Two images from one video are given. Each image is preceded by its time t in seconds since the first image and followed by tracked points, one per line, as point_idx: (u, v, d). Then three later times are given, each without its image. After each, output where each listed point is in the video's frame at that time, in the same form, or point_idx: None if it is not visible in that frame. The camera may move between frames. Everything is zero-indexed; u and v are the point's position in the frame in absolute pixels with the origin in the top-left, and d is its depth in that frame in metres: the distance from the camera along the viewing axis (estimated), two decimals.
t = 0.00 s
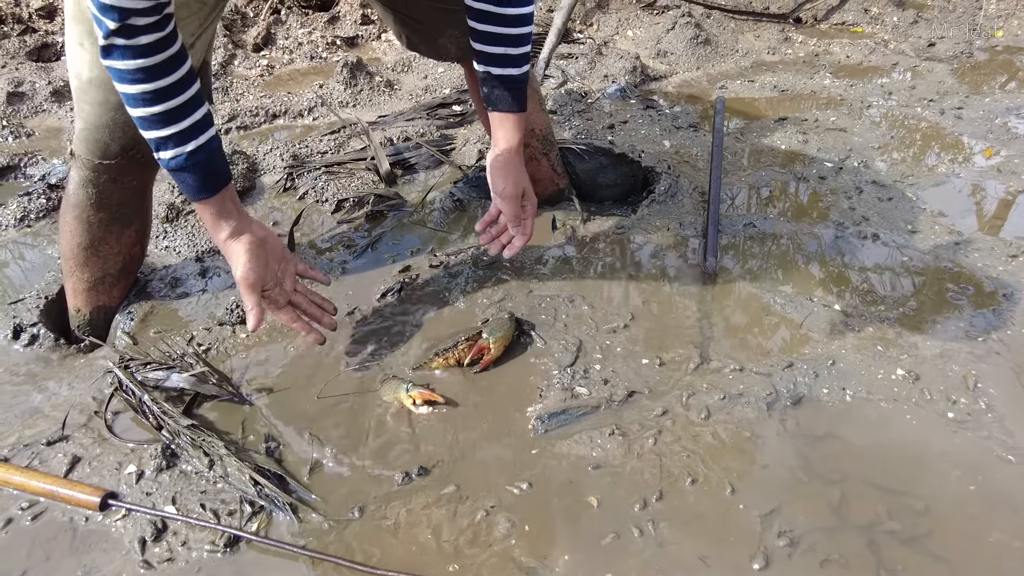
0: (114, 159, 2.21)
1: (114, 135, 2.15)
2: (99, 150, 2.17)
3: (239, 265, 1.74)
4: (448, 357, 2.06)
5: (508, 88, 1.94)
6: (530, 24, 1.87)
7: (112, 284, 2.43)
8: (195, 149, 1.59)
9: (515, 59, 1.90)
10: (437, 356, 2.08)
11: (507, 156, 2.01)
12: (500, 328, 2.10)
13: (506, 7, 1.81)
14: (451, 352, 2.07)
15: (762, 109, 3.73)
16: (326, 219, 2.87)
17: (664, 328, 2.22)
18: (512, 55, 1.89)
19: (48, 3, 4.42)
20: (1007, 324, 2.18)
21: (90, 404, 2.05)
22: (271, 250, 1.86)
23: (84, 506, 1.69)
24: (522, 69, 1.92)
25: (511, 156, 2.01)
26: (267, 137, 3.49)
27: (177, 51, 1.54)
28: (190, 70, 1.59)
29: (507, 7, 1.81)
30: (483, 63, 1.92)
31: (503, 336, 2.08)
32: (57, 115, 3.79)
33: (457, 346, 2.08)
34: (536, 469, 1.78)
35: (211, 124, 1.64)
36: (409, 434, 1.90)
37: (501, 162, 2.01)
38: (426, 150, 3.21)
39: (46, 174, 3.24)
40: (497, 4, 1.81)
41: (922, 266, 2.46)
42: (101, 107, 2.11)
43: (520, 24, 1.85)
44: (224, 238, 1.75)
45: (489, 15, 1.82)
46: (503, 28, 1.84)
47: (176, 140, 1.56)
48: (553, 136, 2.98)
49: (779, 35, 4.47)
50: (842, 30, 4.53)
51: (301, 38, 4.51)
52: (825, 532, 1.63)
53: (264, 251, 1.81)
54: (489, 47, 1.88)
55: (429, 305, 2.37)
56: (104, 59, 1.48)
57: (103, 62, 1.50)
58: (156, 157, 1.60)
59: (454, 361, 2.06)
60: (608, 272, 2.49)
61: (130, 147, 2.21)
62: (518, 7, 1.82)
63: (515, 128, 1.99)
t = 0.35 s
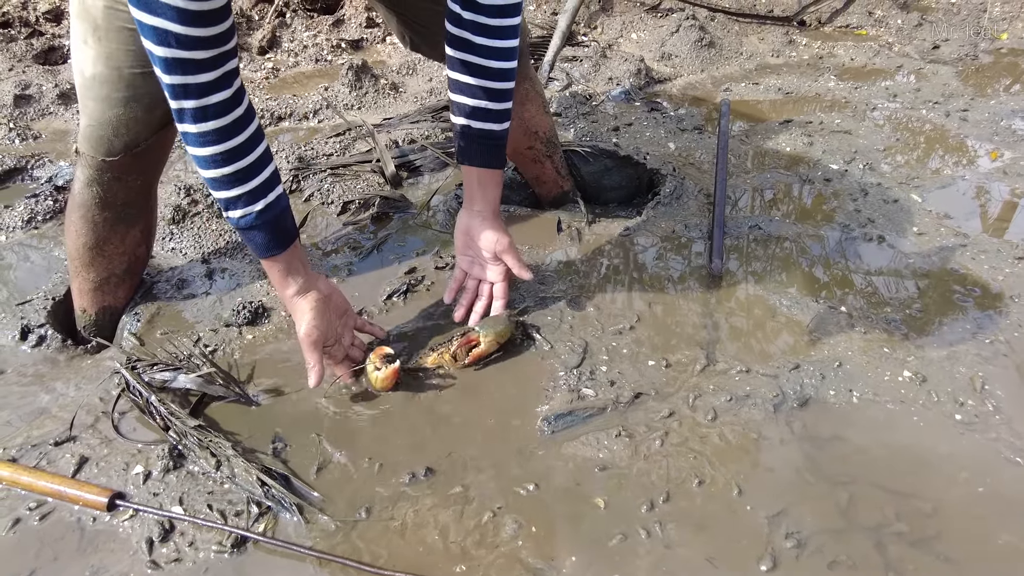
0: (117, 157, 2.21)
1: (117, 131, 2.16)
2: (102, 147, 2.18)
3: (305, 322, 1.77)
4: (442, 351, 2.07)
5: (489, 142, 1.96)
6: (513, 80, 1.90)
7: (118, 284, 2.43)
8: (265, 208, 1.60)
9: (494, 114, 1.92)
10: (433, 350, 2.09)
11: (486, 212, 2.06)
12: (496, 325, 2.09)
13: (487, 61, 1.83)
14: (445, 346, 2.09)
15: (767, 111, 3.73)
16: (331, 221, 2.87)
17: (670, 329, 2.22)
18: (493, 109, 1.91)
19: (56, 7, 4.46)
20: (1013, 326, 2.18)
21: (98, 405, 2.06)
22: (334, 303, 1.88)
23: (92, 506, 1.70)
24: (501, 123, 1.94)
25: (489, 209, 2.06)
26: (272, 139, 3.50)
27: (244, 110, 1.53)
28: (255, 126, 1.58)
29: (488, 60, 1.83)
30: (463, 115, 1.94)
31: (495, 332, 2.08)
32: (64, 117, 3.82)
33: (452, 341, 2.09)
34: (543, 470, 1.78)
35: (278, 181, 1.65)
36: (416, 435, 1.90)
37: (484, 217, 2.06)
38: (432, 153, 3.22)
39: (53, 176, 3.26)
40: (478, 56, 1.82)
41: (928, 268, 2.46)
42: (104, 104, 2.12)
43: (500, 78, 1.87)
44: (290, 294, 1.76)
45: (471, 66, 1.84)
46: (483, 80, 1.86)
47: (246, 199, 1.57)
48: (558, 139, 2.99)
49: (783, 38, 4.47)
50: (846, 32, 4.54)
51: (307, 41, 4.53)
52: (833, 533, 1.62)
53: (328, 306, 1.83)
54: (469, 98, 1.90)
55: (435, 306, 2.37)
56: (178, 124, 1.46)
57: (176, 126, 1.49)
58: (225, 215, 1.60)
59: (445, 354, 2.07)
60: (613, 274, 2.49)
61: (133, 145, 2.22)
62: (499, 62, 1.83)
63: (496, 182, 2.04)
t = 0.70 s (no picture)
0: (122, 156, 2.22)
1: (123, 130, 2.16)
2: (108, 145, 2.18)
3: (317, 333, 1.77)
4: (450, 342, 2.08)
5: (505, 144, 1.87)
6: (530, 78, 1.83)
7: (124, 284, 2.43)
8: (274, 220, 1.59)
9: (510, 114, 1.84)
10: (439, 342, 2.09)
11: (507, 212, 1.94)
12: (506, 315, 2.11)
13: (501, 61, 1.77)
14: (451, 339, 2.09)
15: (770, 113, 3.74)
16: (337, 222, 2.88)
17: (677, 330, 2.22)
18: (507, 109, 1.83)
19: (62, 10, 4.48)
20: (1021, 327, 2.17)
21: (105, 405, 2.06)
22: (343, 311, 1.88)
23: (100, 505, 1.70)
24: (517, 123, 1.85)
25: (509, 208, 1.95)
26: (278, 141, 3.51)
27: (250, 124, 1.53)
28: (261, 140, 1.58)
29: (502, 60, 1.77)
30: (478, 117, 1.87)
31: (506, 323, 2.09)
32: (70, 120, 3.83)
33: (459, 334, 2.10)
34: (549, 470, 1.78)
35: (285, 194, 1.64)
36: (424, 435, 1.90)
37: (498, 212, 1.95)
38: (437, 154, 3.23)
39: (59, 177, 3.27)
40: (492, 57, 1.77)
41: (934, 269, 2.45)
42: (109, 103, 2.13)
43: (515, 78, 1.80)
44: (301, 306, 1.76)
45: (484, 67, 1.79)
46: (498, 79, 1.80)
47: (255, 213, 1.56)
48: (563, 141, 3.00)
49: (787, 39, 4.48)
50: (850, 34, 4.54)
51: (312, 43, 4.54)
52: (841, 534, 1.62)
53: (338, 316, 1.83)
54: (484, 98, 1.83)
55: (441, 307, 2.38)
56: (185, 140, 1.45)
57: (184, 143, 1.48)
58: (234, 230, 1.59)
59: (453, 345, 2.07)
60: (619, 275, 2.49)
61: (139, 143, 2.22)
62: (514, 61, 1.78)
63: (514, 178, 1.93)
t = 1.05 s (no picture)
0: (135, 165, 2.23)
1: (135, 139, 2.17)
2: (121, 155, 2.20)
3: (334, 347, 1.80)
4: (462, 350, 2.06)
5: (507, 143, 1.97)
6: (529, 82, 1.93)
7: (134, 292, 2.44)
8: (290, 235, 1.62)
9: (514, 115, 1.94)
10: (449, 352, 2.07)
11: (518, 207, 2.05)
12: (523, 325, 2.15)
13: (505, 64, 1.85)
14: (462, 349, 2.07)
15: (776, 119, 3.74)
16: (346, 230, 2.89)
17: (685, 339, 2.23)
18: (511, 110, 1.93)
19: (70, 16, 4.50)
20: None
21: (117, 414, 2.07)
22: (360, 323, 1.91)
23: (113, 515, 1.71)
24: (519, 123, 1.96)
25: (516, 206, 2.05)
26: (285, 148, 3.52)
27: (267, 140, 1.56)
28: (277, 155, 1.61)
29: (506, 63, 1.85)
30: (482, 118, 1.96)
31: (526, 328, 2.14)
32: (78, 126, 3.84)
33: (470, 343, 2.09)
34: (560, 481, 1.79)
35: (302, 209, 1.67)
36: (434, 445, 1.91)
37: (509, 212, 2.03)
38: (444, 162, 3.25)
39: (68, 184, 3.28)
40: (497, 61, 1.84)
41: (942, 277, 2.45)
42: (123, 112, 2.14)
43: (517, 80, 1.89)
44: (318, 319, 1.80)
45: (489, 70, 1.86)
46: (501, 82, 1.88)
47: (271, 229, 1.59)
48: (570, 148, 3.01)
49: (793, 45, 4.49)
50: (856, 39, 4.54)
51: (318, 49, 4.56)
52: (853, 546, 1.62)
53: (354, 329, 1.87)
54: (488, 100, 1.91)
55: (451, 316, 2.39)
56: (203, 155, 1.49)
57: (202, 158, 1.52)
58: (251, 244, 1.63)
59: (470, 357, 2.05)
60: (627, 283, 2.50)
61: (152, 153, 2.23)
62: (516, 64, 1.86)
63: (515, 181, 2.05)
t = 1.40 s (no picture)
0: (144, 172, 2.24)
1: (145, 146, 2.19)
2: (130, 161, 2.21)
3: (352, 346, 1.80)
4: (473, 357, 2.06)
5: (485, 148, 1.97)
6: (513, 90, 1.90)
7: (141, 297, 2.45)
8: (307, 235, 1.62)
9: (494, 123, 1.92)
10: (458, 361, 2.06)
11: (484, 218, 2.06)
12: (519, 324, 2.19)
13: (491, 72, 1.82)
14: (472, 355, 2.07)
15: (780, 124, 3.75)
16: (351, 234, 2.90)
17: (692, 344, 2.22)
18: (492, 118, 1.91)
19: (77, 22, 4.53)
20: None
21: (123, 419, 2.07)
22: (377, 323, 1.91)
23: (120, 521, 1.71)
24: (499, 130, 1.95)
25: (482, 216, 2.05)
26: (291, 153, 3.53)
27: (283, 142, 1.56)
28: (293, 158, 1.60)
29: (492, 70, 1.82)
30: (460, 121, 1.94)
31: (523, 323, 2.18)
32: (84, 131, 3.86)
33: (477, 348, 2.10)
34: (567, 487, 1.78)
35: (318, 208, 1.67)
36: (440, 451, 1.91)
37: (472, 220, 2.04)
38: (448, 167, 3.26)
39: (74, 189, 3.29)
40: (483, 67, 1.82)
41: (949, 282, 2.45)
42: (132, 119, 2.15)
43: (502, 88, 1.87)
44: (335, 318, 1.80)
45: (475, 75, 1.84)
46: (484, 88, 1.86)
47: (288, 229, 1.58)
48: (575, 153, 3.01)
49: (796, 50, 4.49)
50: (859, 45, 4.55)
51: (323, 55, 4.57)
52: (862, 552, 1.61)
53: (372, 328, 1.86)
54: (467, 105, 1.90)
55: (456, 321, 2.39)
56: (220, 158, 1.49)
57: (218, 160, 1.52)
58: (268, 244, 1.62)
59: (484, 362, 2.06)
60: (633, 288, 2.50)
61: (160, 160, 2.24)
62: (502, 71, 1.83)
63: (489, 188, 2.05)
